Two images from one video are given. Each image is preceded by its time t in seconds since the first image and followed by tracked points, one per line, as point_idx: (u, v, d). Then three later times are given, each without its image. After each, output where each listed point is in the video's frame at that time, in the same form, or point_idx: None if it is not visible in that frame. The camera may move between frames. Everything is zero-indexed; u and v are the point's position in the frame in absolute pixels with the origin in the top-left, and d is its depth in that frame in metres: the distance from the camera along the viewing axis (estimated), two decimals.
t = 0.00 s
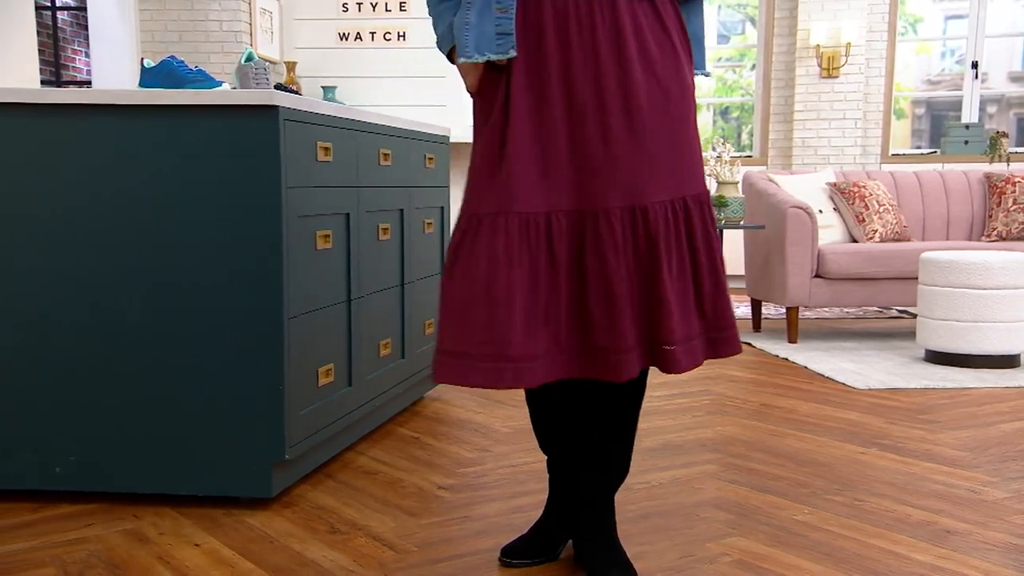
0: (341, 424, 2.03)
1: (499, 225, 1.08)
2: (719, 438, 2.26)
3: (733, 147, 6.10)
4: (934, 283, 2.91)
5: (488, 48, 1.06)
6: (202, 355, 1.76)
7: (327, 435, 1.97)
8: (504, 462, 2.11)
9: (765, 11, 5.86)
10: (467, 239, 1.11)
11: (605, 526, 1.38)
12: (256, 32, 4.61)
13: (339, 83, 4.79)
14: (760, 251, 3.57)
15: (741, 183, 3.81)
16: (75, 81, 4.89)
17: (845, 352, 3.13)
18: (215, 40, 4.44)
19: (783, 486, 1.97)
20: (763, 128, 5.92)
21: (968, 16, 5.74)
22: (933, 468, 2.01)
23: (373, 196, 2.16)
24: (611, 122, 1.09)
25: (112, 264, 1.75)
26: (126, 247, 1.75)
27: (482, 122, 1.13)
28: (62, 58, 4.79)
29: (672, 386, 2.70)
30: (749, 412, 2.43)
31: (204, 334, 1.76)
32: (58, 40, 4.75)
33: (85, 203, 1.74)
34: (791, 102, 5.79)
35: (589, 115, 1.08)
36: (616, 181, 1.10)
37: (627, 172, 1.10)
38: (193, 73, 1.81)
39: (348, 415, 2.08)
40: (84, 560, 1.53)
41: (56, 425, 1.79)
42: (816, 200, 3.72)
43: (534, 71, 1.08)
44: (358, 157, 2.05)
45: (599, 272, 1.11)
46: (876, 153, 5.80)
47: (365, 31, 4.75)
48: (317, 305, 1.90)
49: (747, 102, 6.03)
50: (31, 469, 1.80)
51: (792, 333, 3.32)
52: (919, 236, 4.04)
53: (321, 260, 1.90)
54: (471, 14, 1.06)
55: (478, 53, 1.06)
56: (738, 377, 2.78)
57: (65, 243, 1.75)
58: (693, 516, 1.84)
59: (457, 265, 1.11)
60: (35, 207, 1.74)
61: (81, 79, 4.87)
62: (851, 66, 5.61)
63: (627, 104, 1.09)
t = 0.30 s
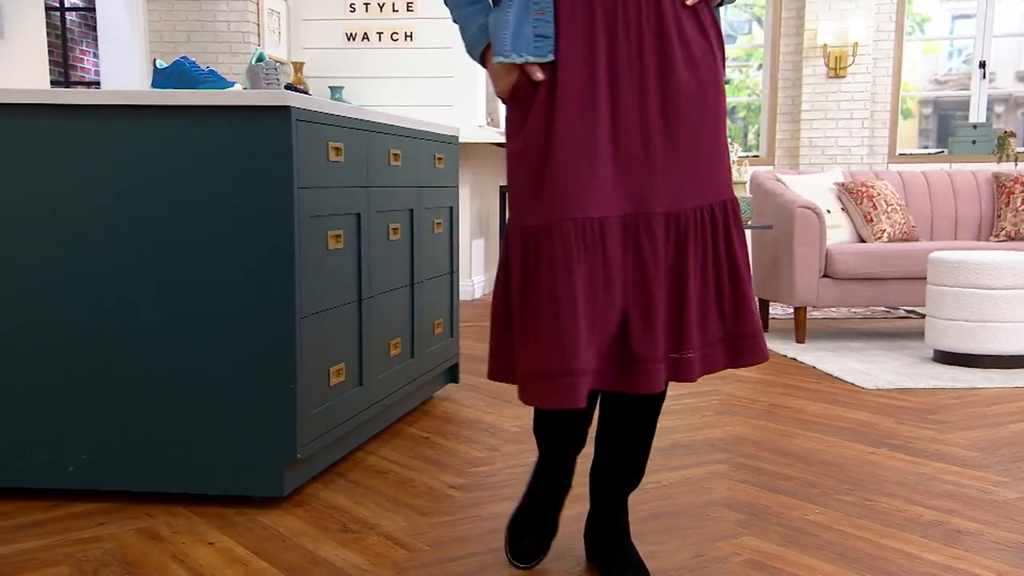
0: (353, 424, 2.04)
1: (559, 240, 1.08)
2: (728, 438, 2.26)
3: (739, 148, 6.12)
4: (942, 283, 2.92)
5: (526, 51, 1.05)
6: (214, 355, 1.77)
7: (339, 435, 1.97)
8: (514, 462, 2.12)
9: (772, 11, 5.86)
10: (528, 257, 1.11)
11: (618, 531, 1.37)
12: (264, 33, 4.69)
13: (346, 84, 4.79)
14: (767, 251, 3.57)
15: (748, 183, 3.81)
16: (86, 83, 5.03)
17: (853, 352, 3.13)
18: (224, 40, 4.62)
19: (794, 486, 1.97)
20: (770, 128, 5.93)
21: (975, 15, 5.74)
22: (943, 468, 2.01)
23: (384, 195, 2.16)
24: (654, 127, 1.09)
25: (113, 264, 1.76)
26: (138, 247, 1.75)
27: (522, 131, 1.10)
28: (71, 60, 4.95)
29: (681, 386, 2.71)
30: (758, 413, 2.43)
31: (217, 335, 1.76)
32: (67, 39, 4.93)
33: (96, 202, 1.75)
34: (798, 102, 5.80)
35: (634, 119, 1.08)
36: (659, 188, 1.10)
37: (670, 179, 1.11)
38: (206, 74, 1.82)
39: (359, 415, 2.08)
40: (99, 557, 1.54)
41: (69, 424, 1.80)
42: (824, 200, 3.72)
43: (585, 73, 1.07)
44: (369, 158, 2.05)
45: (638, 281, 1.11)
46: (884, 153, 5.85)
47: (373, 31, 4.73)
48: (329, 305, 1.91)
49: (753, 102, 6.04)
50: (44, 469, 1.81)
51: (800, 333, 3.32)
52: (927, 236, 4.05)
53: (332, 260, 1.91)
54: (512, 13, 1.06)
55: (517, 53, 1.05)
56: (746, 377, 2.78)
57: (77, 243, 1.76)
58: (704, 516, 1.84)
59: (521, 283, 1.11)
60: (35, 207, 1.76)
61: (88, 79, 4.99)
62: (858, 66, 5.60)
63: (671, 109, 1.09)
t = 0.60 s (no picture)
0: (363, 423, 2.08)
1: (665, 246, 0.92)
2: (738, 438, 2.27)
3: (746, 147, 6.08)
4: (950, 283, 2.92)
5: (622, 34, 0.86)
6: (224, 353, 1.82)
7: (349, 434, 2.01)
8: (525, 463, 2.12)
9: (779, 11, 5.87)
10: (608, 259, 0.93)
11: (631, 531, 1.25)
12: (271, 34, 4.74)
13: (353, 84, 4.79)
14: (775, 251, 3.57)
15: (755, 183, 3.82)
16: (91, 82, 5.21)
17: (861, 351, 3.13)
18: (231, 41, 4.77)
19: (804, 486, 1.97)
20: (777, 127, 5.94)
21: (983, 15, 5.74)
22: (954, 468, 2.01)
23: (394, 196, 2.20)
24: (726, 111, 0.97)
25: (112, 264, 1.81)
26: (151, 249, 1.81)
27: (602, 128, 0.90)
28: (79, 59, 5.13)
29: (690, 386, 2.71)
30: (767, 412, 2.43)
31: (230, 334, 1.82)
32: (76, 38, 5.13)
33: (106, 204, 1.80)
34: (805, 102, 5.80)
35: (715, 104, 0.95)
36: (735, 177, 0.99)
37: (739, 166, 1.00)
38: (217, 75, 1.86)
39: (370, 412, 2.12)
40: (114, 557, 1.60)
41: (84, 422, 1.85)
42: (831, 201, 3.72)
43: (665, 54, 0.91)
44: (380, 159, 2.10)
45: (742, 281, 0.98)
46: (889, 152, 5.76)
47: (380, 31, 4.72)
48: (340, 304, 1.95)
49: (760, 102, 6.03)
50: (61, 467, 1.87)
51: (807, 333, 3.33)
52: (935, 236, 4.05)
53: (343, 259, 1.95)
54: None
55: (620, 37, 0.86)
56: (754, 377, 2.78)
57: (77, 243, 1.82)
58: (715, 516, 1.84)
59: (614, 304, 0.93)
60: (35, 207, 1.81)
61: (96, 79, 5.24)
62: (865, 66, 5.62)
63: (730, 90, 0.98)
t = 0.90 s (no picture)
0: (371, 423, 2.12)
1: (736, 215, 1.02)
2: (746, 438, 2.27)
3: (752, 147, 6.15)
4: (958, 283, 2.92)
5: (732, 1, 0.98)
6: (233, 353, 1.86)
7: (357, 433, 2.05)
8: (533, 463, 2.13)
9: (785, 11, 5.87)
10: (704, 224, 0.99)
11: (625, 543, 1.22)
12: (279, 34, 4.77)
13: (359, 84, 4.78)
14: (781, 252, 3.57)
15: (762, 183, 3.82)
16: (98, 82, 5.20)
17: (868, 352, 3.13)
18: (237, 41, 4.69)
19: (812, 486, 1.98)
20: (783, 127, 5.93)
21: (989, 14, 5.74)
22: (963, 468, 2.01)
23: (403, 196, 2.25)
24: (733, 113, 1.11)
25: (119, 265, 1.85)
26: (162, 252, 1.84)
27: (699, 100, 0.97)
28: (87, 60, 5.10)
29: (697, 386, 2.71)
30: (775, 413, 2.44)
31: (241, 334, 1.86)
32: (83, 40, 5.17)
33: (114, 206, 1.83)
34: (811, 102, 5.80)
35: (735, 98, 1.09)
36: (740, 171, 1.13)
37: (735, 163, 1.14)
38: (225, 76, 1.91)
39: (378, 412, 2.16)
40: (126, 556, 1.64)
41: (96, 421, 1.89)
42: (838, 200, 3.73)
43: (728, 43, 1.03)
44: (389, 160, 2.14)
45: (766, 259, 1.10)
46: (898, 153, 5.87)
47: (386, 32, 4.73)
48: (349, 305, 1.99)
49: (765, 102, 6.07)
50: (74, 466, 1.90)
51: (814, 333, 3.33)
52: (942, 236, 4.05)
53: (352, 259, 2.00)
54: None
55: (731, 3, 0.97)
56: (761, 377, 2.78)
57: (84, 245, 1.85)
58: (724, 516, 1.84)
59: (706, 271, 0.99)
60: (41, 209, 1.85)
61: (104, 79, 5.27)
62: (872, 66, 5.60)
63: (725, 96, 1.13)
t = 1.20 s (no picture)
0: (375, 424, 2.12)
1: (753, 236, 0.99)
2: (749, 438, 2.27)
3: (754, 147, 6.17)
4: (962, 283, 2.92)
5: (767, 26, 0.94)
6: (237, 353, 1.87)
7: (361, 433, 2.05)
8: (537, 463, 2.14)
9: (788, 11, 5.88)
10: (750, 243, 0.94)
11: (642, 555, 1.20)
12: (282, 34, 4.79)
13: (362, 85, 4.80)
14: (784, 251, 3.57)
15: (765, 183, 3.82)
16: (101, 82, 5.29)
17: (871, 352, 3.14)
18: (240, 41, 4.76)
19: (816, 487, 1.98)
20: (785, 127, 5.95)
21: (992, 14, 5.74)
22: (967, 469, 2.02)
23: (407, 196, 2.25)
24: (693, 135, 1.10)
25: (123, 264, 1.85)
26: (166, 253, 1.85)
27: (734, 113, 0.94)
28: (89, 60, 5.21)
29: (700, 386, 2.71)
30: (778, 413, 2.44)
31: (245, 335, 1.86)
32: (87, 40, 5.21)
33: (118, 207, 1.84)
34: (813, 102, 5.80)
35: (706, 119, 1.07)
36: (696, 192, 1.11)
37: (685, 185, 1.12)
38: (231, 76, 1.93)
39: (382, 412, 2.17)
40: (131, 556, 1.64)
41: (101, 421, 1.90)
42: (841, 201, 3.73)
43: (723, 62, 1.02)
44: (393, 161, 2.14)
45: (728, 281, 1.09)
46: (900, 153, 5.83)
47: (389, 32, 4.74)
48: (352, 305, 1.99)
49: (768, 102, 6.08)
50: (79, 466, 1.91)
51: (817, 334, 3.33)
52: (945, 236, 4.05)
53: (356, 260, 2.00)
54: None
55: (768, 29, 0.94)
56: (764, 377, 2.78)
57: (87, 244, 1.86)
58: (729, 516, 1.85)
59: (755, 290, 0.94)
60: (44, 208, 1.85)
61: (107, 79, 5.31)
62: (874, 65, 5.60)
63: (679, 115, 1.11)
